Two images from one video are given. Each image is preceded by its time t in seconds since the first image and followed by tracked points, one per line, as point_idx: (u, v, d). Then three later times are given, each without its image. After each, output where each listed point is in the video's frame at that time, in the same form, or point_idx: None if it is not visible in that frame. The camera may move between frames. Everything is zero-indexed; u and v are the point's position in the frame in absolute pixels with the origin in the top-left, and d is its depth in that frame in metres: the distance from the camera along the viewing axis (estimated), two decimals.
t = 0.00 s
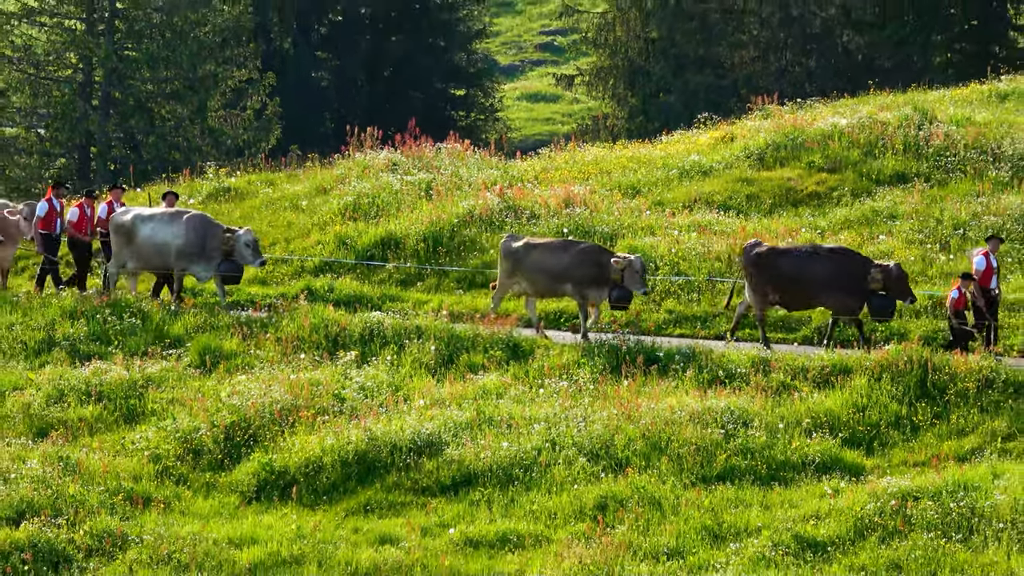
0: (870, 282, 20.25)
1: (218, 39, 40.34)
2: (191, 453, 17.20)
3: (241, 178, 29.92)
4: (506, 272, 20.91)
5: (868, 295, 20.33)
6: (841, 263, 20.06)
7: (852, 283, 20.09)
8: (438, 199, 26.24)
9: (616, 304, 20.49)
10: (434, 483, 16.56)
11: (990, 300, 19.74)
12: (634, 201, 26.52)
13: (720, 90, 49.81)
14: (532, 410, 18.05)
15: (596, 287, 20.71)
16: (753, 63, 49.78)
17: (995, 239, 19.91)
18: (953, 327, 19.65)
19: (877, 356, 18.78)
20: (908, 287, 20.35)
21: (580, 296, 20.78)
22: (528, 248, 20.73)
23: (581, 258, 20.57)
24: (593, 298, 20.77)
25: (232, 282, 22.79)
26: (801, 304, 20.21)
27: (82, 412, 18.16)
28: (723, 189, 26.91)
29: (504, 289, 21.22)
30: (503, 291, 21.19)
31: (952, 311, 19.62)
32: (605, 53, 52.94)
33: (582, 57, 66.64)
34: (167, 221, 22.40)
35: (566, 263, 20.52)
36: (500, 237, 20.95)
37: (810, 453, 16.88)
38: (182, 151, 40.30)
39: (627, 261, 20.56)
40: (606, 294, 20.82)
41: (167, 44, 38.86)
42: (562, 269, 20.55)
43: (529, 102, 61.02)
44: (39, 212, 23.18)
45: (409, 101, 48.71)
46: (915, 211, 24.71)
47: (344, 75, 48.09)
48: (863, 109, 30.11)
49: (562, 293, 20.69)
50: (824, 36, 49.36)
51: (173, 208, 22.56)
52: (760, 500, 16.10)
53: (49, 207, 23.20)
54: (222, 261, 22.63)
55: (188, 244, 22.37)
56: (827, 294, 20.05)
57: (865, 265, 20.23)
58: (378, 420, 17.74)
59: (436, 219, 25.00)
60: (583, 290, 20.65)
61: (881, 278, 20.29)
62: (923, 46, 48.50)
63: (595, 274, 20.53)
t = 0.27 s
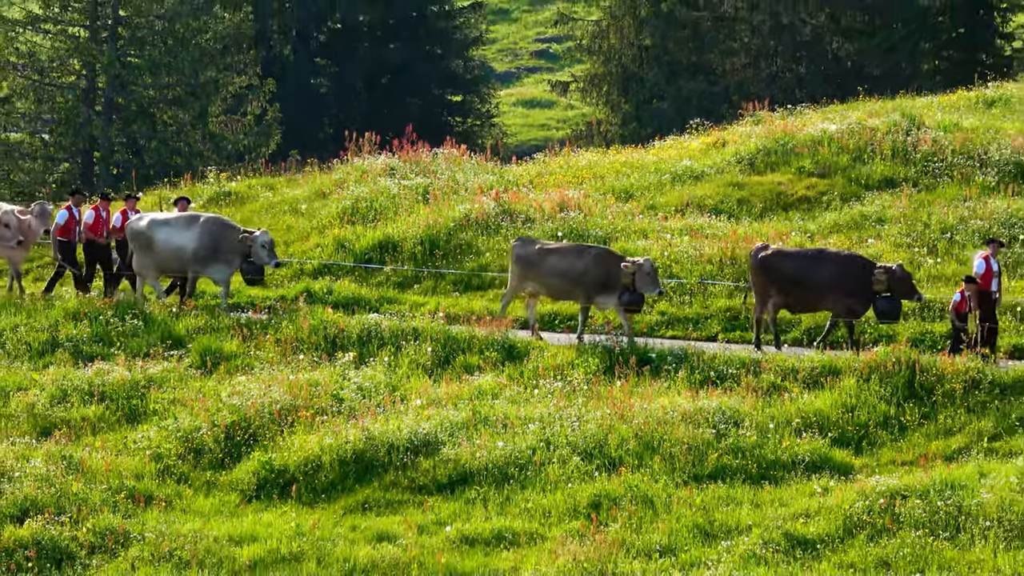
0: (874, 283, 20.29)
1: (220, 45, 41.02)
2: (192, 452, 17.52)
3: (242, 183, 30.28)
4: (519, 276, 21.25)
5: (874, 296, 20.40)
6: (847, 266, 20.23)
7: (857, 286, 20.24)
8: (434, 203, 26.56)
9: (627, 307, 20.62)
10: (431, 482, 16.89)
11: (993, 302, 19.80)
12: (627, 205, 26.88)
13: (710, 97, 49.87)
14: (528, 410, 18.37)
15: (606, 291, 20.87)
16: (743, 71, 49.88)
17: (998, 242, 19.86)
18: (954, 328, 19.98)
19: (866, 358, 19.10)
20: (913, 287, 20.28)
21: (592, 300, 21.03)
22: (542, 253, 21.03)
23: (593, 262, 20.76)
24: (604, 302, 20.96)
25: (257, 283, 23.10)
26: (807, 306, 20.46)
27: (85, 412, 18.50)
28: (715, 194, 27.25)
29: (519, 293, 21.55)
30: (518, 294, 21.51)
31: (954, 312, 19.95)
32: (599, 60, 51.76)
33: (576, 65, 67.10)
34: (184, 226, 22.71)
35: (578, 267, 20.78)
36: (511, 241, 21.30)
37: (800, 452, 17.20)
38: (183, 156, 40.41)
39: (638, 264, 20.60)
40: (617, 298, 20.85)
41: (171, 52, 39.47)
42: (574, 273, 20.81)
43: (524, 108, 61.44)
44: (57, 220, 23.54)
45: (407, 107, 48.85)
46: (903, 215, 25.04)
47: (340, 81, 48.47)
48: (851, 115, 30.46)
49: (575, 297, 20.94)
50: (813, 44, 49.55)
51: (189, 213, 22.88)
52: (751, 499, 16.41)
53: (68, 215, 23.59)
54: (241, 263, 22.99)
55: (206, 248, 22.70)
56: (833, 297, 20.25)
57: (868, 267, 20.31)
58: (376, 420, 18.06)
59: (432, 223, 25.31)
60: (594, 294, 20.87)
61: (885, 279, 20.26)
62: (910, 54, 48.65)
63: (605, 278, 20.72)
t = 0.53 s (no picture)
0: (877, 290, 20.68)
1: (218, 57, 40.61)
2: (192, 454, 17.89)
3: (239, 191, 30.70)
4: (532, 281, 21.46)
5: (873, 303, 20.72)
6: (852, 272, 20.42)
7: (864, 292, 20.46)
8: (428, 210, 26.95)
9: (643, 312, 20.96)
10: (425, 483, 17.26)
11: (994, 310, 20.03)
12: (617, 212, 27.30)
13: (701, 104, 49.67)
14: (520, 413, 18.75)
15: (616, 296, 21.19)
16: (732, 79, 49.62)
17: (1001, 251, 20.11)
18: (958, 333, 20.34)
19: (851, 360, 19.49)
20: (913, 297, 20.70)
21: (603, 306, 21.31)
22: (556, 259, 21.08)
23: (603, 269, 21.00)
24: (613, 307, 21.30)
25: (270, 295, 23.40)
26: (813, 312, 20.68)
27: (87, 415, 18.88)
28: (703, 201, 27.67)
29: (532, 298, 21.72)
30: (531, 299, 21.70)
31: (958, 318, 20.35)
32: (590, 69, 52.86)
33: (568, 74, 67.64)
34: (199, 235, 22.74)
35: (589, 274, 20.97)
36: (522, 247, 21.44)
37: (786, 454, 17.58)
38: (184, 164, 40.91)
39: (650, 270, 20.89)
40: (628, 301, 21.23)
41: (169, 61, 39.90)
42: (585, 280, 21.00)
43: (517, 116, 61.91)
44: (78, 224, 23.97)
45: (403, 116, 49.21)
46: (887, 221, 25.43)
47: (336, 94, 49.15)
48: (837, 123, 30.88)
49: (587, 303, 21.20)
50: (799, 52, 50.04)
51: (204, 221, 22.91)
52: (739, 499, 16.79)
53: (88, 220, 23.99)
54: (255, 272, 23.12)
55: (222, 257, 22.78)
56: (838, 303, 20.47)
57: (872, 273, 20.56)
58: (371, 422, 18.43)
59: (426, 229, 25.71)
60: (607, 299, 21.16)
61: (886, 287, 20.68)
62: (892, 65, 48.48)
63: (615, 285, 21.02)
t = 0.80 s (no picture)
0: (879, 296, 20.75)
1: (216, 66, 41.80)
2: (190, 455, 18.27)
3: (236, 198, 31.11)
4: (542, 286, 21.68)
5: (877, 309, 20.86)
6: (856, 279, 20.69)
7: (865, 298, 20.72)
8: (422, 217, 27.35)
9: (648, 320, 21.37)
10: (419, 484, 17.64)
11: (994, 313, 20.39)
12: (606, 219, 27.71)
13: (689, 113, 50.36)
14: (512, 415, 19.14)
15: (626, 302, 21.41)
16: (719, 89, 50.09)
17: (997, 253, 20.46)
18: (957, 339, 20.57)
19: (836, 365, 19.89)
20: (917, 303, 20.71)
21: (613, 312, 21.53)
22: (564, 265, 21.44)
23: (613, 276, 21.23)
24: (623, 314, 21.51)
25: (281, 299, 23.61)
26: (816, 317, 21.00)
27: (87, 418, 19.27)
28: (691, 208, 28.09)
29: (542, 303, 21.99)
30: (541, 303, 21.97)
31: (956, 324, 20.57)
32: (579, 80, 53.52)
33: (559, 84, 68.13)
34: (214, 241, 23.29)
35: (598, 281, 21.22)
36: (532, 253, 21.77)
37: (772, 456, 17.95)
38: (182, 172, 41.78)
39: (656, 280, 21.38)
40: (635, 309, 21.52)
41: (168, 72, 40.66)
42: (595, 286, 21.25)
43: (508, 126, 62.42)
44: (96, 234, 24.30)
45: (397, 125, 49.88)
46: (871, 228, 25.82)
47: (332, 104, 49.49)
48: (822, 132, 31.32)
49: (597, 308, 21.41)
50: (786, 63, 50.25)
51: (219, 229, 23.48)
52: (726, 500, 17.16)
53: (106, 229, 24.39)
54: (266, 280, 23.53)
55: (235, 264, 23.28)
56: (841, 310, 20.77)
57: (876, 281, 20.81)
58: (366, 425, 18.81)
59: (419, 235, 26.10)
60: (617, 306, 21.35)
61: (888, 294, 20.74)
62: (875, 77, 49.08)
63: (625, 292, 21.24)
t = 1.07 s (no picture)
0: (881, 304, 21.18)
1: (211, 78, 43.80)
2: (187, 460, 18.61)
3: (233, 207, 31.47)
4: (550, 295, 21.85)
5: (881, 318, 21.27)
6: (857, 288, 21.03)
7: (865, 307, 21.11)
8: (415, 226, 27.71)
9: (651, 327, 21.45)
10: (412, 489, 17.97)
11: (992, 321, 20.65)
12: (596, 228, 28.10)
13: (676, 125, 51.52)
14: (503, 421, 19.47)
15: (634, 311, 21.65)
16: (707, 100, 51.18)
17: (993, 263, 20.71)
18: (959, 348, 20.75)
19: (821, 371, 20.24)
20: (918, 310, 21.21)
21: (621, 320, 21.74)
22: (571, 274, 21.66)
23: (619, 284, 21.50)
24: (630, 321, 21.75)
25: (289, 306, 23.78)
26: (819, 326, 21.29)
27: (86, 423, 19.62)
28: (679, 217, 28.46)
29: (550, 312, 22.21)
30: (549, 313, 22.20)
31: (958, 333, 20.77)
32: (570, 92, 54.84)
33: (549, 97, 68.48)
34: (225, 250, 23.36)
35: (606, 290, 21.48)
36: (540, 262, 22.07)
37: (759, 461, 18.27)
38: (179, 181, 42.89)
39: (656, 287, 21.54)
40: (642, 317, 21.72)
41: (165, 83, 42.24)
42: (603, 296, 21.50)
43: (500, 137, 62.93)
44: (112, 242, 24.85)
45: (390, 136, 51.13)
46: (856, 237, 26.17)
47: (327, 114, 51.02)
48: (808, 144, 31.72)
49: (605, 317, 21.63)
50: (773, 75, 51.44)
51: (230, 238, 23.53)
52: (714, 504, 17.47)
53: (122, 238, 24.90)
54: (277, 287, 23.56)
55: (245, 272, 23.29)
56: (841, 318, 21.12)
57: (876, 289, 21.18)
58: (360, 430, 19.14)
59: (413, 244, 26.47)
60: (621, 315, 21.61)
61: (891, 302, 21.16)
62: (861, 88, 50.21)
63: (631, 300, 21.49)
